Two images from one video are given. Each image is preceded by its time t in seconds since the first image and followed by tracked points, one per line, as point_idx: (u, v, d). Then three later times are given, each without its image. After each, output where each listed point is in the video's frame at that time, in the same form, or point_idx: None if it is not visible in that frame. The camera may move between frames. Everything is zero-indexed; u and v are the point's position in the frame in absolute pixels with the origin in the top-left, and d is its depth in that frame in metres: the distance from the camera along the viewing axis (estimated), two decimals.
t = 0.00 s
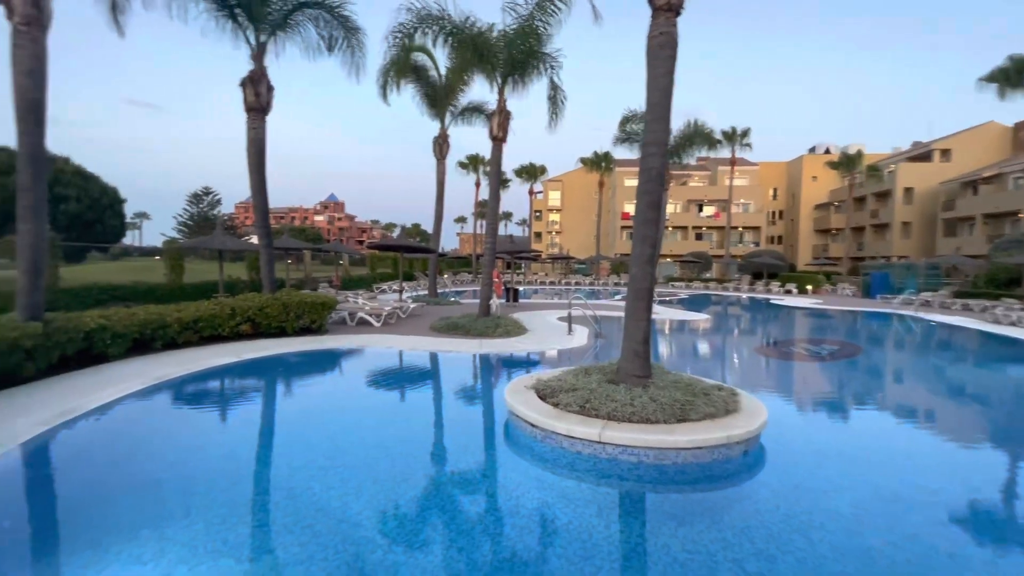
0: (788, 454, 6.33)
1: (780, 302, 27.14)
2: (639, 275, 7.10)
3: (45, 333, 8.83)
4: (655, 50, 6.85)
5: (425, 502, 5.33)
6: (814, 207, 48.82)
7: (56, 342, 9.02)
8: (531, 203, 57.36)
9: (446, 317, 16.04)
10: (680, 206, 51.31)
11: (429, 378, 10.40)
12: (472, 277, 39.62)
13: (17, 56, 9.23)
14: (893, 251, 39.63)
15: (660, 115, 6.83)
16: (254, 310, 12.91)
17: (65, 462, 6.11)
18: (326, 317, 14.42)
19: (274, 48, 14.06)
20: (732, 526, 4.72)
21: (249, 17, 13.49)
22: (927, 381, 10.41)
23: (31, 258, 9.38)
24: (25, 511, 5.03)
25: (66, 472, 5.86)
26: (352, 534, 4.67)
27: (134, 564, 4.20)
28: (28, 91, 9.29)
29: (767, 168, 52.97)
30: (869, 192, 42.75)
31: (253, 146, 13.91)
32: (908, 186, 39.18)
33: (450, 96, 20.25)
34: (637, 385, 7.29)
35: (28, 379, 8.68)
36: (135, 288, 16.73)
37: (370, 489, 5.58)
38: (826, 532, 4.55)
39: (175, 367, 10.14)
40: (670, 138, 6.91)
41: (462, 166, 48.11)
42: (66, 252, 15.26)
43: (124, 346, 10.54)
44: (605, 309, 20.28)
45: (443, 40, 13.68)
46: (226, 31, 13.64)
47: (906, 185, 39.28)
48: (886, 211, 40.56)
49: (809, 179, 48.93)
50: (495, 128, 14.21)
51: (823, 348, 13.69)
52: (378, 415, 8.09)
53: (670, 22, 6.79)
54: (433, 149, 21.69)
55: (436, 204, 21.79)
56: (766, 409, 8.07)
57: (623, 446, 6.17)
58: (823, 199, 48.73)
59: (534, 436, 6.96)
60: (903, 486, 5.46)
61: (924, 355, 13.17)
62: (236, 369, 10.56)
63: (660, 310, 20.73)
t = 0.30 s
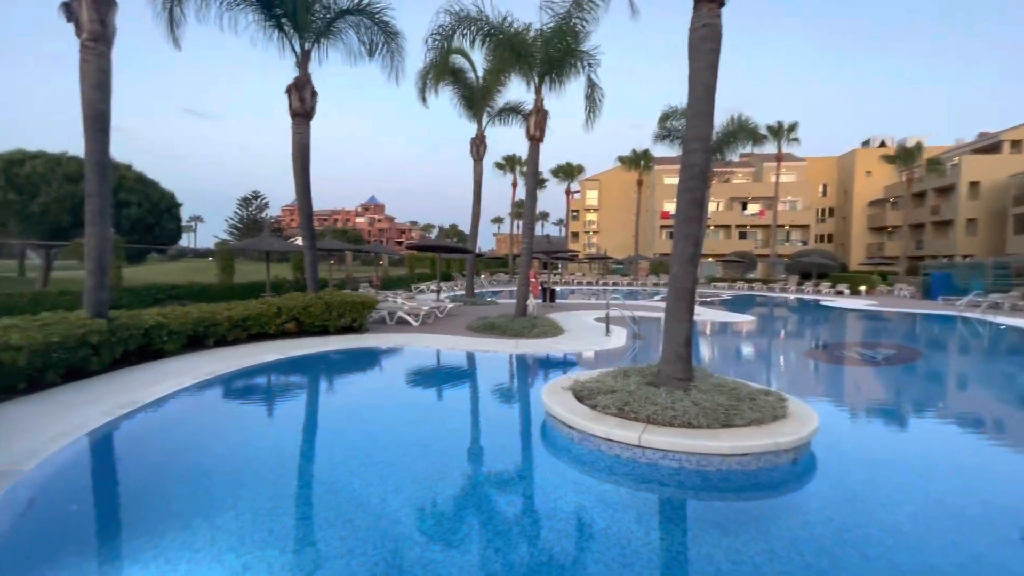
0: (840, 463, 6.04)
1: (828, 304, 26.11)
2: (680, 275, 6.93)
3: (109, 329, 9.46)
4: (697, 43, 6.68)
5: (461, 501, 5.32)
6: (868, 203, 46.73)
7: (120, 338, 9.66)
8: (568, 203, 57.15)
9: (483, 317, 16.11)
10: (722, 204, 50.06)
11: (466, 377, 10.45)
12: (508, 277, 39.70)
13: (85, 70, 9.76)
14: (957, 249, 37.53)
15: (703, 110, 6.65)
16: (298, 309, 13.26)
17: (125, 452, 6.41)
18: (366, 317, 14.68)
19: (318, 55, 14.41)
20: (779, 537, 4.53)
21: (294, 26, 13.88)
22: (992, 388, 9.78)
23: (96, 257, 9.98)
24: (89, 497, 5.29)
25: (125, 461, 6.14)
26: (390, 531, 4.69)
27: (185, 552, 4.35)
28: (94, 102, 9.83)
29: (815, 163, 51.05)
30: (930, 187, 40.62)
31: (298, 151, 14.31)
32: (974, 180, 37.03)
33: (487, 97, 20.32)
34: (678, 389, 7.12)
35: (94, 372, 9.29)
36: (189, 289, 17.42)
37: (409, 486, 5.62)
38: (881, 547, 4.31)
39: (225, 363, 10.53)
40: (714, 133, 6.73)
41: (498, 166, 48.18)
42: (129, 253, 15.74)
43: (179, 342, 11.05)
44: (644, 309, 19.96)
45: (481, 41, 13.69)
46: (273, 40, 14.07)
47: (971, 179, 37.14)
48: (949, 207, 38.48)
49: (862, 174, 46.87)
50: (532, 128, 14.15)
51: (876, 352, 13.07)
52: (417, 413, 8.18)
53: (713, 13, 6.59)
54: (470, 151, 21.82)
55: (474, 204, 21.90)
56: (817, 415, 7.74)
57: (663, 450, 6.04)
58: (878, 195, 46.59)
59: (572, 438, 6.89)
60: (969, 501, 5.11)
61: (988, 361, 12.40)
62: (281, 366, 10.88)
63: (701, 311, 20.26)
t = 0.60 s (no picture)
0: (890, 473, 5.75)
1: (874, 305, 25.08)
2: (717, 276, 6.74)
3: (156, 327, 9.82)
4: (735, 36, 6.48)
5: (493, 503, 5.28)
6: (919, 199, 44.70)
7: (167, 336, 10.04)
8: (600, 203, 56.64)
9: (515, 318, 16.07)
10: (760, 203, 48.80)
11: (498, 378, 10.43)
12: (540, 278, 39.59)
13: (137, 81, 10.17)
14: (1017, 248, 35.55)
15: (741, 106, 6.46)
16: (334, 309, 13.51)
17: (171, 445, 6.62)
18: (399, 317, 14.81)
19: (354, 61, 14.64)
20: (824, 549, 4.32)
21: (331, 34, 14.13)
22: None
23: (146, 258, 10.41)
24: (137, 488, 5.46)
25: (170, 455, 6.33)
26: (422, 530, 4.68)
27: (225, 545, 4.43)
28: (145, 112, 10.25)
29: (860, 159, 49.16)
30: (988, 181, 38.61)
31: (335, 155, 14.57)
32: None
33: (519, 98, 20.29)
34: (714, 393, 6.91)
35: (144, 369, 9.72)
36: (232, 289, 17.85)
37: (440, 485, 5.61)
38: (936, 564, 4.05)
39: (266, 361, 10.81)
40: (752, 129, 6.52)
41: (530, 167, 48.08)
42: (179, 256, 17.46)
43: (223, 342, 11.38)
44: (678, 310, 19.57)
45: (513, 41, 13.64)
46: (311, 48, 14.37)
47: None
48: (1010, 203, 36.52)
49: (912, 168, 44.85)
50: (564, 128, 14.03)
51: (928, 356, 12.45)
52: (448, 412, 8.19)
53: (752, 5, 6.38)
54: (502, 152, 21.83)
55: (505, 206, 21.90)
56: (866, 422, 7.39)
57: (700, 455, 5.88)
58: (929, 190, 44.52)
59: (605, 442, 6.78)
60: None
61: None
62: (317, 364, 11.09)
63: (738, 313, 19.75)
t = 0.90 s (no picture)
0: (949, 487, 5.42)
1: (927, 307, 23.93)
2: (758, 277, 6.51)
3: (206, 327, 10.18)
4: (778, 28, 6.25)
5: (526, 504, 5.23)
6: (980, 194, 42.54)
7: (216, 335, 10.41)
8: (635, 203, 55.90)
9: (549, 319, 15.97)
10: (805, 201, 47.44)
11: (531, 379, 10.38)
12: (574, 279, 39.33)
13: (188, 93, 10.57)
14: None
15: (784, 100, 6.23)
16: (371, 309, 13.74)
17: (217, 440, 6.83)
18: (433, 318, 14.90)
19: (390, 67, 14.85)
20: (876, 565, 4.08)
21: (368, 41, 14.34)
22: None
23: (196, 261, 10.81)
24: (187, 480, 5.64)
25: (216, 449, 6.54)
26: (457, 530, 4.67)
27: (269, 538, 4.52)
28: (195, 122, 10.64)
29: (912, 154, 47.04)
30: None
31: (372, 160, 14.79)
32: None
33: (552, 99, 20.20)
34: (756, 398, 6.68)
35: (194, 367, 10.09)
36: (275, 290, 18.29)
37: (474, 486, 5.59)
38: None
39: (308, 360, 11.07)
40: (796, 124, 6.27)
41: (563, 167, 47.84)
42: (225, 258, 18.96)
43: (266, 341, 11.71)
44: (716, 312, 19.11)
45: (547, 41, 13.54)
46: (348, 56, 14.63)
47: None
48: None
49: (972, 162, 42.58)
50: (598, 127, 13.86)
51: (988, 362, 11.75)
52: (482, 413, 8.18)
53: None
54: (535, 153, 21.78)
55: (539, 207, 21.81)
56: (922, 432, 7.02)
57: (740, 462, 5.69)
58: (990, 185, 42.27)
59: (640, 446, 6.65)
60: None
61: None
62: (356, 364, 11.28)
63: (780, 315, 19.11)
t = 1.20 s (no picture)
0: (1013, 501, 5.08)
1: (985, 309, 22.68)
2: (801, 278, 6.27)
3: (251, 327, 10.50)
4: (821, 20, 6.02)
5: (560, 507, 5.16)
6: None
7: (260, 335, 10.71)
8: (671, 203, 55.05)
9: (583, 320, 15.83)
10: (853, 197, 45.92)
11: (565, 381, 10.28)
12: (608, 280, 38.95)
13: (234, 103, 10.96)
14: None
15: (829, 94, 5.98)
16: (407, 311, 13.89)
17: (260, 436, 7.00)
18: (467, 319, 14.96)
19: (424, 73, 14.99)
20: None
21: (403, 47, 14.51)
22: None
23: (241, 264, 11.17)
24: (232, 474, 5.80)
25: (259, 445, 6.71)
26: (492, 530, 4.65)
27: (309, 532, 4.60)
28: (241, 131, 11.00)
29: (967, 147, 44.72)
30: None
31: (407, 164, 14.98)
32: None
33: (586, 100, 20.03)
34: (799, 404, 6.43)
35: (240, 366, 10.39)
36: (315, 292, 18.72)
37: (508, 487, 5.55)
38: None
39: (347, 359, 11.28)
40: (842, 118, 6.01)
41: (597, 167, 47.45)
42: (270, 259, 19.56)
43: (307, 341, 11.97)
44: (756, 315, 18.57)
45: (580, 40, 13.40)
46: (384, 63, 14.84)
47: None
48: None
49: None
50: (632, 127, 13.66)
51: None
52: (516, 414, 8.13)
53: None
54: (568, 154, 21.65)
55: (572, 208, 21.68)
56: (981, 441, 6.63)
57: (784, 469, 5.48)
58: None
59: (678, 451, 6.48)
60: None
61: None
62: (392, 364, 11.42)
63: (825, 317, 18.43)
